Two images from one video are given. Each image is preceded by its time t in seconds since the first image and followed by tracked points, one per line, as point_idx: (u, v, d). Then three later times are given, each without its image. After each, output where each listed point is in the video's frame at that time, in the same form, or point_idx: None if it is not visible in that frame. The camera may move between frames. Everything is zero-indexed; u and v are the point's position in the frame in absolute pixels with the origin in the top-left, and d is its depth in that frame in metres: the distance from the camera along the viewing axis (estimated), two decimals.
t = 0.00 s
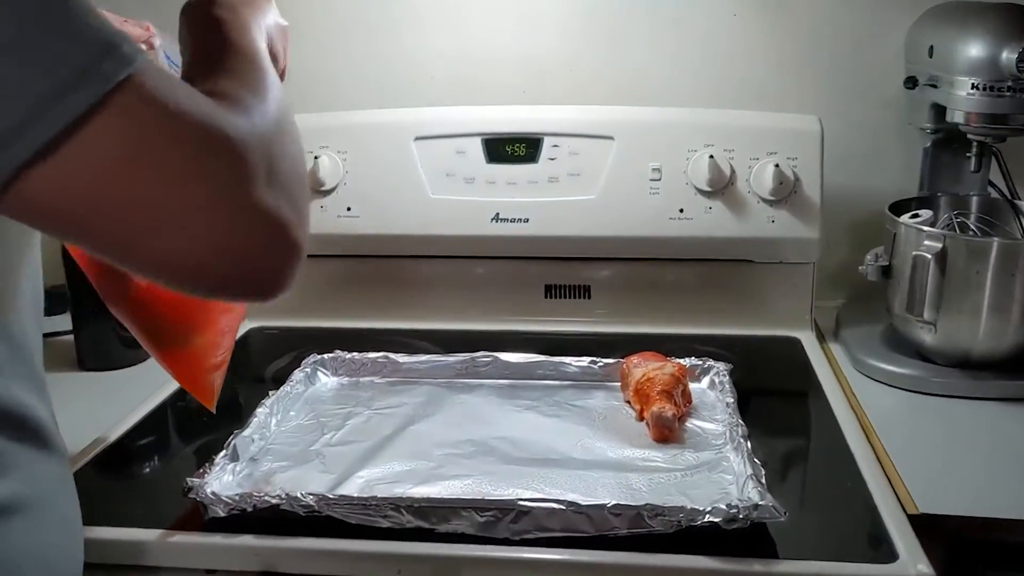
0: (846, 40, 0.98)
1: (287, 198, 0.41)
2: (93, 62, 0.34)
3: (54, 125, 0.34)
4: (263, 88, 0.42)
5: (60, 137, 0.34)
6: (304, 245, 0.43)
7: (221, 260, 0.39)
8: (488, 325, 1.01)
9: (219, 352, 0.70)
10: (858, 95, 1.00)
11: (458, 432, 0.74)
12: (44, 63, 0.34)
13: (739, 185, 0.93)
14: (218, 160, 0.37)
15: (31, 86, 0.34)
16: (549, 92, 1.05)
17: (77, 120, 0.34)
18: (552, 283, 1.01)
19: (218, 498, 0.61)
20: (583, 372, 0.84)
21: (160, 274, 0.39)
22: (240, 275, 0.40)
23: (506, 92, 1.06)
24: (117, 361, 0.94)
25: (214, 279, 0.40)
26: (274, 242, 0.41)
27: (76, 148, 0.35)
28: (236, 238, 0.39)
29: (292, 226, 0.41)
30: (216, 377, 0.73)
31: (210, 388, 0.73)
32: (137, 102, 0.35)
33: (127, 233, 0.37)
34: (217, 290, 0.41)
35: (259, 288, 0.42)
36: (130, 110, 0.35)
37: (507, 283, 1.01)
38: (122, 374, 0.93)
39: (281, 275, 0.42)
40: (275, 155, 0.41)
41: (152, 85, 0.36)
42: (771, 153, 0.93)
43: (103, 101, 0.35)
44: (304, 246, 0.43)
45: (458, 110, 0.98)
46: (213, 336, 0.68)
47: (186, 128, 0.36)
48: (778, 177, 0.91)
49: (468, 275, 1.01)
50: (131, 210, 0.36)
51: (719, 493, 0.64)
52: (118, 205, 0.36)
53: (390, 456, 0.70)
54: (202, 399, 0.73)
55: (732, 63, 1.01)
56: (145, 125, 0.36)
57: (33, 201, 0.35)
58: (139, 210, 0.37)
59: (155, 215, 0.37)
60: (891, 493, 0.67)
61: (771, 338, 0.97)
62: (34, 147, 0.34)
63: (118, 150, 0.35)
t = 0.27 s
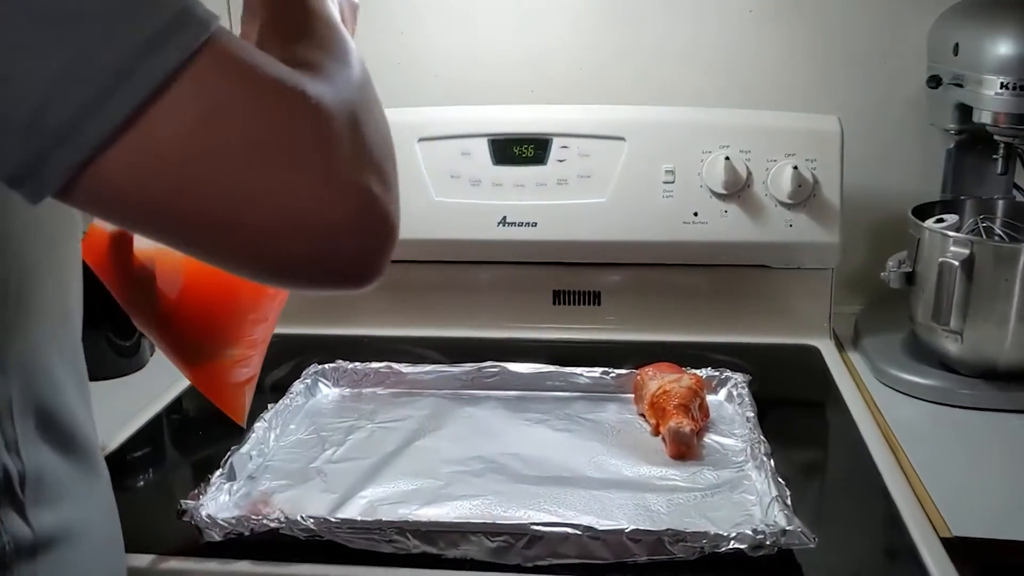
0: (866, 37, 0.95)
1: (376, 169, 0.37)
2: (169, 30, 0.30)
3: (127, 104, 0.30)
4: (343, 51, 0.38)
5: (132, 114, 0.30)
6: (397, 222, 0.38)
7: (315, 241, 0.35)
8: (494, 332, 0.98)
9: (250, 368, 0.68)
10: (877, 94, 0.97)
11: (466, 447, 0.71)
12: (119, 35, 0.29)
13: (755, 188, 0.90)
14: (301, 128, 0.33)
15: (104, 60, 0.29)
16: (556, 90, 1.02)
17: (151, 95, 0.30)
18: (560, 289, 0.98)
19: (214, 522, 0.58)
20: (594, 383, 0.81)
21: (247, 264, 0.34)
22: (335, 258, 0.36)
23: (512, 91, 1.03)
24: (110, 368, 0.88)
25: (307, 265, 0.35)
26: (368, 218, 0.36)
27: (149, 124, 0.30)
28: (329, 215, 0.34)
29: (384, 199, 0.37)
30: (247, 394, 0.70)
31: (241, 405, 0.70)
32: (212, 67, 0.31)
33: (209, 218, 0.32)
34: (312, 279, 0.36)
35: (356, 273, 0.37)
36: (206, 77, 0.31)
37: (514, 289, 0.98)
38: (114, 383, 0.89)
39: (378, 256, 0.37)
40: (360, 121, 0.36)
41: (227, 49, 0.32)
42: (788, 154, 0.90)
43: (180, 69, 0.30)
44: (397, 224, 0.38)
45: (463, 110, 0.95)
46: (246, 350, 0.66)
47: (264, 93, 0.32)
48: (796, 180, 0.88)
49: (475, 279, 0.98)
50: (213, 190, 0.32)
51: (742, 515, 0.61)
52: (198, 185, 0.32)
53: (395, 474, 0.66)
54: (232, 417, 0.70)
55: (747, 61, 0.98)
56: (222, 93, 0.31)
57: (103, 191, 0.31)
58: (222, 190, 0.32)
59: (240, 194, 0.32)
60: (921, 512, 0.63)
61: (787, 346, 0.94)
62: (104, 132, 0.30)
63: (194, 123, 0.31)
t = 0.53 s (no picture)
0: (875, 35, 0.92)
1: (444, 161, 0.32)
2: (195, 26, 0.27)
3: (145, 111, 0.27)
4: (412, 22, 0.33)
5: (149, 123, 0.27)
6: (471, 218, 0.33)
7: (370, 252, 0.30)
8: (490, 341, 0.95)
9: (259, 383, 0.65)
10: (885, 96, 0.94)
11: (461, 464, 0.68)
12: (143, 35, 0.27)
13: (760, 192, 0.87)
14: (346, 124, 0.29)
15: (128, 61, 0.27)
16: (554, 91, 0.99)
17: (167, 100, 0.27)
18: (559, 295, 0.95)
19: (194, 546, 0.55)
20: (594, 395, 0.78)
21: (297, 278, 0.31)
22: (399, 267, 0.31)
23: (509, 91, 1.00)
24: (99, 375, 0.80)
25: (364, 276, 0.31)
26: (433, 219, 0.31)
27: (168, 134, 0.27)
28: (386, 219, 0.30)
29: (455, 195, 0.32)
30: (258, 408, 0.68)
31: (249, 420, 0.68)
32: (237, 65, 0.28)
33: (246, 232, 0.29)
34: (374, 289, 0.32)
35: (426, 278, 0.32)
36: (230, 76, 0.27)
37: (512, 296, 0.95)
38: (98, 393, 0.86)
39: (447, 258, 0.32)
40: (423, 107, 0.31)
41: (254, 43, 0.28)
42: (794, 158, 0.87)
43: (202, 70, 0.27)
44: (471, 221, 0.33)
45: (458, 111, 0.92)
46: (254, 366, 0.63)
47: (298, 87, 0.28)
48: (802, 185, 0.85)
49: (471, 286, 0.95)
50: (245, 202, 0.28)
51: (749, 538, 0.58)
52: (227, 199, 0.28)
53: (385, 494, 0.64)
54: (238, 432, 0.68)
55: (751, 61, 0.95)
56: (248, 93, 0.28)
57: (125, 210, 0.28)
58: (256, 203, 0.28)
59: (277, 204, 0.28)
60: (935, 532, 0.60)
61: (793, 355, 0.91)
62: (117, 142, 0.27)
63: (219, 129, 0.27)
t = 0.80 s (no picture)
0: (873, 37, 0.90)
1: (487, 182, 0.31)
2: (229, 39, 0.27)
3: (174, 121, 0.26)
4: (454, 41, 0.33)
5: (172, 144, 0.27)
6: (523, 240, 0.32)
7: (412, 273, 0.30)
8: (479, 349, 0.93)
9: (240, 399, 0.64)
10: (883, 99, 0.92)
11: (443, 479, 0.66)
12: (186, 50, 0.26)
13: (754, 197, 0.85)
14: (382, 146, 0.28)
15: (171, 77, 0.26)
16: (546, 94, 0.97)
17: (196, 116, 0.26)
18: (549, 302, 0.93)
19: (164, 568, 0.53)
20: (583, 407, 0.76)
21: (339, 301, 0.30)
22: (438, 289, 0.30)
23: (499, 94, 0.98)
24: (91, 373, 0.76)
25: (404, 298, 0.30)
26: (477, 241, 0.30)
27: (194, 158, 0.27)
28: (425, 237, 0.29)
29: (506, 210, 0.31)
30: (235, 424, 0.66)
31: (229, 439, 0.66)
32: (266, 86, 0.27)
33: (278, 254, 0.29)
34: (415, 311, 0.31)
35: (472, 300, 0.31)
36: (259, 98, 0.27)
37: (501, 303, 0.93)
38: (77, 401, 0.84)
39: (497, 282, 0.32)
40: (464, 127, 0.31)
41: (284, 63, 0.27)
42: (789, 162, 0.85)
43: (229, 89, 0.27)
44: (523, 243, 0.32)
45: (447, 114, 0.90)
46: (232, 379, 0.62)
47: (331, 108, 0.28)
48: (798, 190, 0.83)
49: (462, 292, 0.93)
50: (278, 225, 0.28)
51: (740, 559, 0.56)
52: (257, 221, 0.28)
53: (364, 511, 0.62)
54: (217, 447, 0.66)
55: (746, 64, 0.93)
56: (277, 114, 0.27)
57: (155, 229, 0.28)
58: (288, 226, 0.28)
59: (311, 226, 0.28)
60: (931, 550, 0.58)
61: (789, 364, 0.89)
62: (148, 159, 0.27)
63: (248, 151, 0.27)
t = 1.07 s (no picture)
0: (870, 35, 0.89)
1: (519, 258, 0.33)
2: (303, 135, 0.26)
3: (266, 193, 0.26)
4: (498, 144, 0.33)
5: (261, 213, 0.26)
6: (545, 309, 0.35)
7: (458, 346, 0.31)
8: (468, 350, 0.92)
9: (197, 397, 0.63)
10: (881, 97, 0.90)
11: (425, 485, 0.65)
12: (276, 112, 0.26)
13: (748, 198, 0.84)
14: (451, 233, 0.30)
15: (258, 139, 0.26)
16: (538, 92, 0.96)
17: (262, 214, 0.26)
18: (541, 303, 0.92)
19: None
20: (571, 410, 0.75)
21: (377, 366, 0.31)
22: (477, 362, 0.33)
23: (491, 92, 0.97)
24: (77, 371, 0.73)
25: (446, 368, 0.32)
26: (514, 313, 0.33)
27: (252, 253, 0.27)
28: (469, 315, 0.31)
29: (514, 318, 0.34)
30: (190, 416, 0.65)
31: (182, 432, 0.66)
32: (358, 165, 0.27)
33: (338, 321, 0.29)
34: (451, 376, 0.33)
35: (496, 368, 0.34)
36: (347, 176, 0.27)
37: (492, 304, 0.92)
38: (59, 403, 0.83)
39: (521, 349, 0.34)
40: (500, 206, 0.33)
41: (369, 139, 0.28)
42: (784, 162, 0.84)
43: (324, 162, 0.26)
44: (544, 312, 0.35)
45: (436, 112, 0.89)
46: (191, 375, 0.60)
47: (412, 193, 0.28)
48: (792, 190, 0.82)
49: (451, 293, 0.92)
50: (345, 297, 0.28)
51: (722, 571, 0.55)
52: (329, 295, 0.28)
53: (343, 517, 0.61)
54: (172, 438, 0.65)
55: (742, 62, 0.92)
56: (364, 195, 0.27)
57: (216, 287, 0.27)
58: (355, 300, 0.28)
59: (375, 303, 0.29)
60: (920, 560, 0.57)
61: (782, 367, 0.88)
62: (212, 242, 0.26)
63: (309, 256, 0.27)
